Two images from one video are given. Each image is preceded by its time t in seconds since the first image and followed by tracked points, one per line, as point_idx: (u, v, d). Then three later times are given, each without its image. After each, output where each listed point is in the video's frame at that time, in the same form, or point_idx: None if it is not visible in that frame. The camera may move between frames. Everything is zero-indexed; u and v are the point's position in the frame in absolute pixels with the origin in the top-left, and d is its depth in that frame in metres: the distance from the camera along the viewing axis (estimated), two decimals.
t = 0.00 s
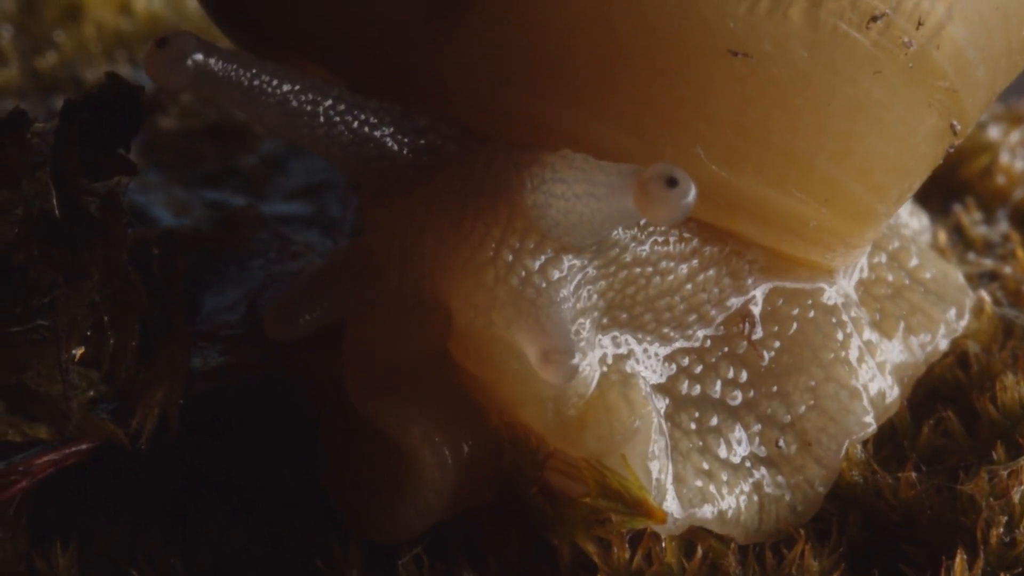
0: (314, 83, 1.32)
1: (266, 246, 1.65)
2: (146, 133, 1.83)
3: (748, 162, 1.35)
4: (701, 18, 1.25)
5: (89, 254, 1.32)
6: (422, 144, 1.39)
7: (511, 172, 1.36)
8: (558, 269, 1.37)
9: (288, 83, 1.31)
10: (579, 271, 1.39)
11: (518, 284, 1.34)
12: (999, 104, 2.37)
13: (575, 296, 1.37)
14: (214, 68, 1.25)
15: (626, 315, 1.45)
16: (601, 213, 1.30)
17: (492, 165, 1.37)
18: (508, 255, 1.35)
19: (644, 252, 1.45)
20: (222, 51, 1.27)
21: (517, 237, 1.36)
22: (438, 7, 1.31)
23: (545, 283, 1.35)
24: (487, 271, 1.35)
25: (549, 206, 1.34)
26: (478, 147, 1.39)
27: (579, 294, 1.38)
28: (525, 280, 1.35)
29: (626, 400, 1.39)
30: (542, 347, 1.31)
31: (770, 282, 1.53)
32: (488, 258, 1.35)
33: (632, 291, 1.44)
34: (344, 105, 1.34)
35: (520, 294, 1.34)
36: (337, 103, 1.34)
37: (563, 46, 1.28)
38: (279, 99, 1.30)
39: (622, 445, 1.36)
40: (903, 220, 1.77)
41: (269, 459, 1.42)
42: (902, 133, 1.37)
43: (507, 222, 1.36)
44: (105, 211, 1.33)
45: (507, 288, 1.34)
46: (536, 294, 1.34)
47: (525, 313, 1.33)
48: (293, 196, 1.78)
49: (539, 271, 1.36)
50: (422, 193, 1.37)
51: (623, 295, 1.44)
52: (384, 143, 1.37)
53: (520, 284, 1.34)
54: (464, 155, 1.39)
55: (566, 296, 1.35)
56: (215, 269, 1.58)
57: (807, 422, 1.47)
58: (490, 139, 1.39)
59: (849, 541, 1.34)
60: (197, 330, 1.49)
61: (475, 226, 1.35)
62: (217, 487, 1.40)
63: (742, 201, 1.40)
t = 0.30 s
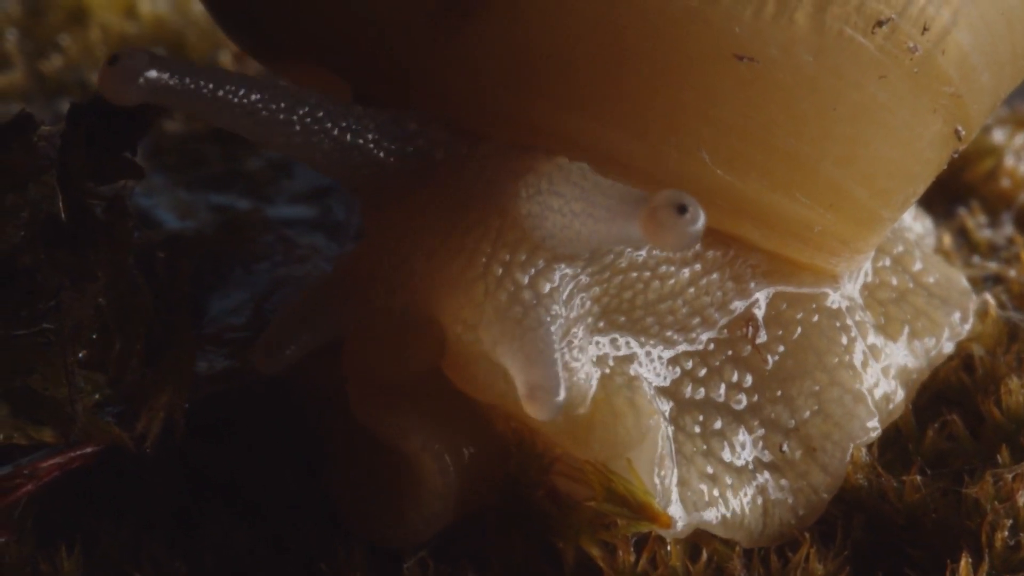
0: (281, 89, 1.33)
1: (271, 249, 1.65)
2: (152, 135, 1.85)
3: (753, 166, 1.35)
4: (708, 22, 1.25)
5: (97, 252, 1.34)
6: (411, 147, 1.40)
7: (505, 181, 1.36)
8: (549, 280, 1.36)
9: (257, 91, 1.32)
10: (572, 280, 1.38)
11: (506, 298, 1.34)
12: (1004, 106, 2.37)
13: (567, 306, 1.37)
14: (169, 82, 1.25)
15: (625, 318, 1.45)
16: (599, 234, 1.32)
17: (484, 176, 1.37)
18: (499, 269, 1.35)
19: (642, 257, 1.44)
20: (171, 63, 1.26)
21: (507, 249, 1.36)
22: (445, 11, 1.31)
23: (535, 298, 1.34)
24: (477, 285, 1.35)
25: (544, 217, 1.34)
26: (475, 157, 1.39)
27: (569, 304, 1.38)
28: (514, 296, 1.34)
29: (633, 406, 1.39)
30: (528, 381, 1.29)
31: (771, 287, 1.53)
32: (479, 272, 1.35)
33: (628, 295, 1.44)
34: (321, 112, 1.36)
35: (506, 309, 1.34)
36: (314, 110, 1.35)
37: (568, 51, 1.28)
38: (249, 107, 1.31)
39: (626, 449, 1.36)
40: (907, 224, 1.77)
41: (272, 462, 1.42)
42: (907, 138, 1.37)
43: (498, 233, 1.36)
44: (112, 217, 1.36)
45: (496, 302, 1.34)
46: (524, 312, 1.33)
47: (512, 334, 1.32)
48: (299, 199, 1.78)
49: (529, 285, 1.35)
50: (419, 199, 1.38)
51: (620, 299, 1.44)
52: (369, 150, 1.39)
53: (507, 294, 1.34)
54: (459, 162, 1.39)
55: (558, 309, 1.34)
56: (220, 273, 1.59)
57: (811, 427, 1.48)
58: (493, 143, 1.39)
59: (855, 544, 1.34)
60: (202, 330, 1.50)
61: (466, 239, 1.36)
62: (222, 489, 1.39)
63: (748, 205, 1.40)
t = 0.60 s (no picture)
0: (255, 92, 1.40)
1: (276, 248, 1.66)
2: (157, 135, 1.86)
3: (756, 166, 1.35)
4: (714, 23, 1.25)
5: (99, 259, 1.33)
6: (399, 154, 1.44)
7: (495, 191, 1.38)
8: (532, 294, 1.36)
9: (230, 91, 1.40)
10: (557, 292, 1.40)
11: (485, 317, 1.35)
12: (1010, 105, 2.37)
13: (550, 319, 1.38)
14: (139, 73, 1.36)
15: (618, 320, 1.46)
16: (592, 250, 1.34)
17: (474, 182, 1.39)
18: (481, 284, 1.36)
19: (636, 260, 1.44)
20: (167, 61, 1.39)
21: (491, 262, 1.37)
22: (450, 12, 1.31)
23: (517, 317, 1.35)
24: (459, 300, 1.37)
25: (536, 227, 1.35)
26: (469, 158, 1.41)
27: (554, 314, 1.39)
28: (493, 314, 1.35)
29: (636, 408, 1.40)
30: (497, 417, 1.28)
31: (774, 287, 1.53)
32: (463, 286, 1.37)
33: (621, 299, 1.45)
34: (300, 116, 1.42)
35: (485, 330, 1.34)
36: (292, 113, 1.41)
37: (572, 51, 1.28)
38: (217, 104, 1.39)
39: (629, 449, 1.37)
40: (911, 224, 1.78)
41: (274, 462, 1.42)
42: (911, 138, 1.37)
43: (481, 247, 1.37)
44: (117, 215, 1.35)
45: (474, 321, 1.35)
46: (503, 333, 1.33)
47: (489, 361, 1.32)
48: (305, 199, 1.78)
49: (511, 300, 1.36)
50: (414, 200, 1.43)
51: (612, 302, 1.45)
52: (353, 156, 1.43)
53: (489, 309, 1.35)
54: (453, 164, 1.42)
55: (538, 330, 1.35)
56: (226, 272, 1.59)
57: (815, 428, 1.48)
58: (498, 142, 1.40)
59: (860, 543, 1.35)
60: (208, 330, 1.50)
61: (448, 253, 1.38)
62: (226, 489, 1.40)
63: (752, 206, 1.40)
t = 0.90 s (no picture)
0: (245, 90, 1.35)
1: (280, 242, 1.66)
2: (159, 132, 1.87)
3: (760, 162, 1.35)
4: (719, 17, 1.25)
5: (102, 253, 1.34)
6: (396, 156, 1.41)
7: (492, 193, 1.35)
8: (531, 302, 1.34)
9: (218, 88, 1.35)
10: (556, 298, 1.37)
11: (486, 329, 1.32)
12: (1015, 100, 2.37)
13: (551, 325, 1.36)
14: (118, 71, 1.32)
15: (617, 318, 1.45)
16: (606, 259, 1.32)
17: (473, 181, 1.37)
18: (480, 294, 1.33)
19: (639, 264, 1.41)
20: (144, 58, 1.33)
21: (490, 271, 1.34)
22: (453, 8, 1.31)
23: (517, 331, 1.32)
24: (459, 311, 1.34)
25: (539, 233, 1.33)
26: (467, 159, 1.39)
27: (554, 321, 1.37)
28: (494, 326, 1.32)
29: (641, 407, 1.39)
30: (496, 445, 1.27)
31: (774, 283, 1.52)
32: (462, 297, 1.34)
33: (620, 297, 1.43)
34: (293, 115, 1.38)
35: (487, 343, 1.32)
36: (285, 112, 1.37)
37: (575, 45, 1.28)
38: (204, 103, 1.34)
39: (636, 445, 1.37)
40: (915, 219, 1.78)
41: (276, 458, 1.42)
42: (915, 134, 1.37)
43: (479, 254, 1.34)
44: (122, 211, 1.36)
45: (476, 333, 1.32)
46: (505, 347, 1.31)
47: (490, 377, 1.30)
48: (307, 193, 1.78)
49: (510, 311, 1.33)
50: (412, 204, 1.38)
51: (612, 301, 1.43)
52: (348, 158, 1.39)
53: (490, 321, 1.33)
54: (448, 168, 1.39)
55: (538, 342, 1.33)
56: (229, 267, 1.59)
57: (818, 427, 1.47)
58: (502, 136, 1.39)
59: (863, 539, 1.35)
60: (210, 325, 1.49)
61: (446, 264, 1.35)
62: (230, 486, 1.40)
63: (756, 203, 1.40)
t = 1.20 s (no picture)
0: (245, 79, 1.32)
1: (283, 237, 1.67)
2: (163, 124, 1.85)
3: (762, 157, 1.35)
4: (724, 12, 1.25)
5: (105, 244, 1.34)
6: (397, 156, 1.38)
7: (494, 194, 1.34)
8: (536, 305, 1.33)
9: (214, 74, 1.31)
10: (560, 301, 1.36)
11: (493, 337, 1.31)
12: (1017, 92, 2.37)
13: (556, 328, 1.35)
14: (110, 46, 1.25)
15: (619, 314, 1.44)
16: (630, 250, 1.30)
17: (472, 182, 1.35)
18: (485, 299, 1.32)
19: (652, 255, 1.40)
20: (139, 38, 1.27)
21: (496, 275, 1.33)
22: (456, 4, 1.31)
23: (524, 339, 1.31)
24: (465, 319, 1.33)
25: (551, 232, 1.31)
26: (467, 161, 1.37)
27: (559, 323, 1.36)
28: (501, 334, 1.31)
29: (645, 404, 1.39)
30: (502, 460, 1.26)
31: (775, 278, 1.52)
32: (467, 303, 1.33)
33: (621, 292, 1.42)
34: (293, 108, 1.35)
35: (493, 351, 1.31)
36: (285, 104, 1.35)
37: (578, 40, 1.28)
38: (202, 90, 1.30)
39: (642, 439, 1.37)
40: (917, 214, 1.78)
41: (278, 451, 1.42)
42: (917, 131, 1.37)
43: (483, 253, 1.33)
44: (124, 205, 1.36)
45: (483, 341, 1.32)
46: (511, 357, 1.30)
47: (496, 386, 1.29)
48: (309, 186, 1.78)
49: (516, 316, 1.32)
50: (416, 202, 1.36)
51: (613, 297, 1.42)
52: (349, 155, 1.38)
53: (496, 329, 1.32)
54: (449, 169, 1.37)
55: (543, 347, 1.32)
56: (232, 261, 1.60)
57: (819, 422, 1.48)
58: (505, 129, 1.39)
59: (864, 533, 1.35)
60: (214, 318, 1.50)
61: (451, 269, 1.34)
62: (233, 478, 1.40)
63: (759, 198, 1.40)
